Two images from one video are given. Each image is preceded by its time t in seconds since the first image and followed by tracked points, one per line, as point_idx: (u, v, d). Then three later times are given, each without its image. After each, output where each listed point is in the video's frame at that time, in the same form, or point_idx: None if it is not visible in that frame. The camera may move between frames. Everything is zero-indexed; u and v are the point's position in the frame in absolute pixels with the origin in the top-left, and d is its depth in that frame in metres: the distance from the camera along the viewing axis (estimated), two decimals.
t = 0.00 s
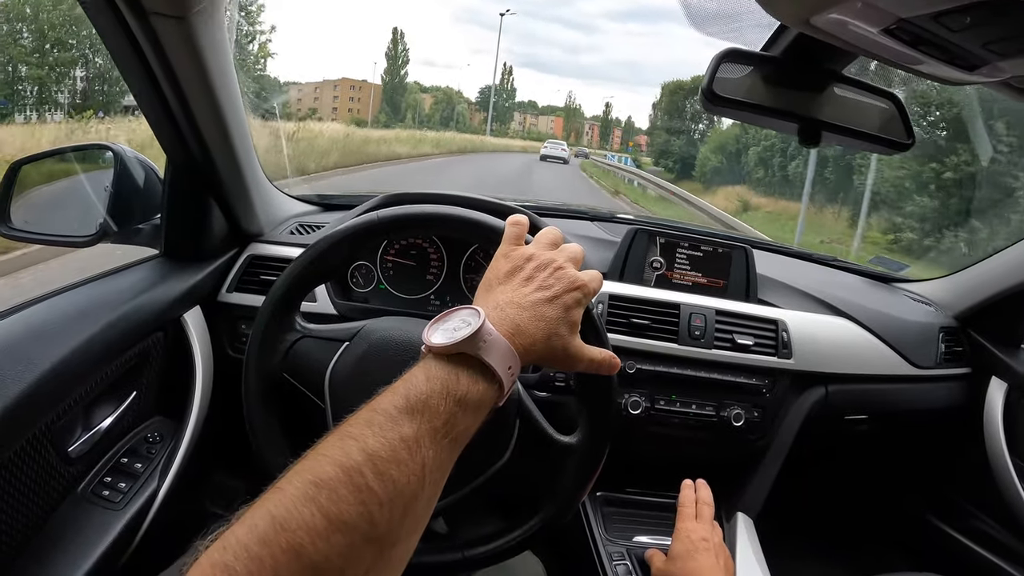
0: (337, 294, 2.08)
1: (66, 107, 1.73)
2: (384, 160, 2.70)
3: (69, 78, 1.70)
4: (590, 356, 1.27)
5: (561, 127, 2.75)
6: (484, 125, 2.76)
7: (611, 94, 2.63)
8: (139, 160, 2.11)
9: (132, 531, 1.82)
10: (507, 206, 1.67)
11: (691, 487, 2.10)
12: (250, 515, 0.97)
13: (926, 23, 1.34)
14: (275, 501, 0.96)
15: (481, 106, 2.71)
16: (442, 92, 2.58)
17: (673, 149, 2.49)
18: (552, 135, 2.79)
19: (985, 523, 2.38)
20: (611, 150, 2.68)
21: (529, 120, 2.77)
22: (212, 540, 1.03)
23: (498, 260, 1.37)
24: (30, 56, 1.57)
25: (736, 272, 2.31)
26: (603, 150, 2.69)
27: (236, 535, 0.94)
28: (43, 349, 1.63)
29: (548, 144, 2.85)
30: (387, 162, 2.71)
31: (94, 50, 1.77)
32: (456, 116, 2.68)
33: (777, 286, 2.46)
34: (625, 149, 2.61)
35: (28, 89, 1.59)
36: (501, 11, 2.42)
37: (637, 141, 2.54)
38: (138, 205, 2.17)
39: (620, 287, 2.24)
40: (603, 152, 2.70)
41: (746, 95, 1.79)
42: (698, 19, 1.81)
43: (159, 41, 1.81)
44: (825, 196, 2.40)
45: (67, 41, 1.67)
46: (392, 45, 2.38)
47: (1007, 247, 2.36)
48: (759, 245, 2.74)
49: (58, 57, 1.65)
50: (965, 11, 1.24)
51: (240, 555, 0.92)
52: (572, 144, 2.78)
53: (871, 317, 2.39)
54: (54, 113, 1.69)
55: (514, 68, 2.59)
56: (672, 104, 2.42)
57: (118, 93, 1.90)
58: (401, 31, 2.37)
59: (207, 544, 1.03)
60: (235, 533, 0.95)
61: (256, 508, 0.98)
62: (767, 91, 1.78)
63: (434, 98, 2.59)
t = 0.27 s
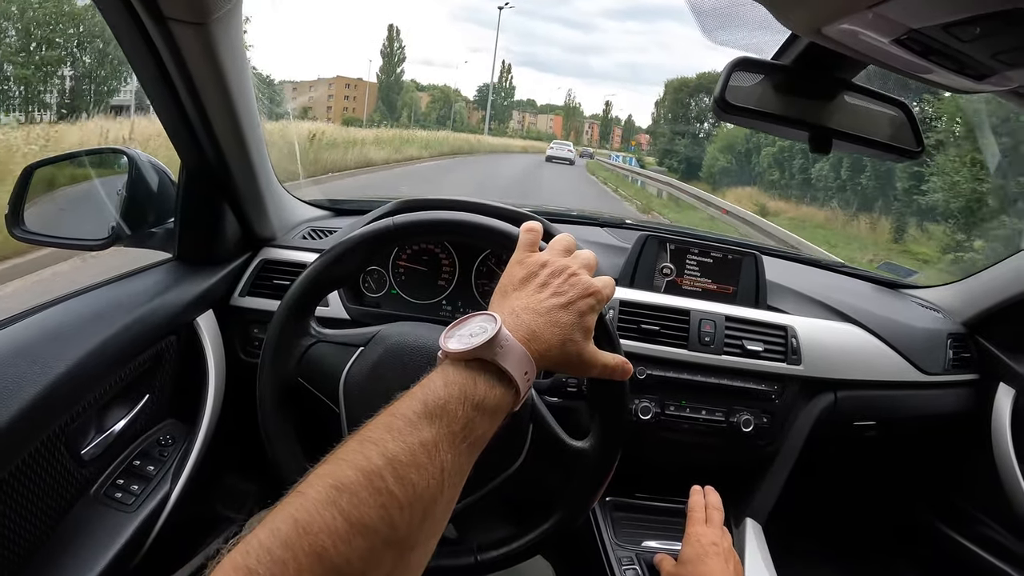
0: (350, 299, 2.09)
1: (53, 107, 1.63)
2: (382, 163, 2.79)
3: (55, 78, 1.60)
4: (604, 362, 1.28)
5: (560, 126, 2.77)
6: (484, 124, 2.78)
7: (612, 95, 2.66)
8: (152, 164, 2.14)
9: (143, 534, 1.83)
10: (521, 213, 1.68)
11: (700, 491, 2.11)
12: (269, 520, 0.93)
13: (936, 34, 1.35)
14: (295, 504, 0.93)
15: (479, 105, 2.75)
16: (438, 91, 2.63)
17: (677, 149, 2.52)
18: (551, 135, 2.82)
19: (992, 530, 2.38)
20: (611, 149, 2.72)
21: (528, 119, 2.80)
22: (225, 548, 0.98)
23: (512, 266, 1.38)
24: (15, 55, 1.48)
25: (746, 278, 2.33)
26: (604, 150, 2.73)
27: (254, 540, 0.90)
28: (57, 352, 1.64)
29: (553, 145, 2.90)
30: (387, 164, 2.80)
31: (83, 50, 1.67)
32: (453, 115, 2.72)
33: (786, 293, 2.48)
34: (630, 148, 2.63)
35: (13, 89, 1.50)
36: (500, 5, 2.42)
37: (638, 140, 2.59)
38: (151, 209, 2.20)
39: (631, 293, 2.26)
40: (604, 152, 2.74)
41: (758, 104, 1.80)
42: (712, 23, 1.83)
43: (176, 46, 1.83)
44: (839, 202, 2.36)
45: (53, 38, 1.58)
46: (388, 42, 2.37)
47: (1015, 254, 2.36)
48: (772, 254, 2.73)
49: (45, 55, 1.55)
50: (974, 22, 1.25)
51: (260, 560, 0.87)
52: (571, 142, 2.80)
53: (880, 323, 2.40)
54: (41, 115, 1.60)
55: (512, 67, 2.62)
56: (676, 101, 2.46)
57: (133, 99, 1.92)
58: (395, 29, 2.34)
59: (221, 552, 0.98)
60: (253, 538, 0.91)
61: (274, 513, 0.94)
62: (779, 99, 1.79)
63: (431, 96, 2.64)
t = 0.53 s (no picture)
0: (355, 298, 2.10)
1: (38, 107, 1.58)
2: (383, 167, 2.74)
3: (40, 77, 1.55)
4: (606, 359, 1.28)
5: (558, 124, 2.74)
6: (478, 122, 2.70)
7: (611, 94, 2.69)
8: (157, 164, 2.14)
9: (148, 531, 1.83)
10: (525, 212, 1.68)
11: (704, 491, 2.10)
12: (269, 516, 0.92)
13: (939, 31, 1.34)
14: (296, 501, 0.92)
15: (475, 103, 2.67)
16: (433, 88, 2.55)
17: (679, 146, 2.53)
18: (548, 133, 2.77)
19: (998, 531, 2.37)
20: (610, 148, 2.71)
21: (526, 117, 2.74)
22: (225, 545, 0.97)
23: (514, 265, 1.37)
24: None
25: (751, 277, 2.32)
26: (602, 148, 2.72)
27: (255, 537, 0.89)
28: (61, 351, 1.64)
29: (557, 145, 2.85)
30: (384, 168, 2.75)
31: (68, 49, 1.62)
32: (450, 114, 2.65)
33: (791, 292, 2.48)
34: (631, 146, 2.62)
35: None
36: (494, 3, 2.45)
37: (637, 138, 2.58)
38: (157, 209, 2.21)
39: (635, 292, 2.26)
40: (604, 151, 2.73)
41: (763, 101, 1.80)
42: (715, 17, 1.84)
43: (181, 46, 1.83)
44: (842, 201, 2.38)
45: (37, 36, 1.52)
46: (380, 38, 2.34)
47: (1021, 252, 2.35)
48: (775, 252, 2.73)
49: (29, 54, 1.50)
50: (978, 19, 1.25)
51: (260, 556, 0.86)
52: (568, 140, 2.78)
53: (886, 323, 2.39)
54: (25, 116, 1.55)
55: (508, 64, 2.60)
56: (677, 95, 2.47)
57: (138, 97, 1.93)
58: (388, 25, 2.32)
59: (220, 549, 0.97)
60: (254, 534, 0.90)
61: (274, 509, 0.93)
62: (783, 97, 1.79)
63: (425, 94, 2.56)
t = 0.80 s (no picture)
0: (357, 296, 2.09)
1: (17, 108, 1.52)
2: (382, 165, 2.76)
3: (20, 77, 1.50)
4: (607, 353, 1.28)
5: (552, 120, 2.82)
6: (471, 119, 2.72)
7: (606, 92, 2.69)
8: (159, 162, 2.14)
9: (150, 529, 1.83)
10: (527, 207, 1.68)
11: (710, 489, 2.09)
12: (268, 514, 0.91)
13: (944, 23, 1.33)
14: (294, 498, 0.91)
15: (467, 99, 2.67)
16: (425, 84, 2.56)
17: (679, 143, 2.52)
18: (542, 129, 2.86)
19: (1004, 528, 2.36)
20: (605, 143, 2.78)
21: (520, 113, 2.81)
22: (225, 543, 0.96)
23: (513, 259, 1.37)
24: None
25: (754, 273, 2.32)
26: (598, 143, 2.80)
27: (253, 534, 0.88)
28: (62, 349, 1.64)
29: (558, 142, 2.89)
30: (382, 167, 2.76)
31: (52, 46, 1.55)
32: (443, 110, 2.64)
33: (796, 288, 2.47)
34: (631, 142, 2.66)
35: None
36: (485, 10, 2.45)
37: (634, 134, 2.61)
38: (159, 207, 2.20)
39: (637, 288, 2.25)
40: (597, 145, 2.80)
41: (764, 96, 1.80)
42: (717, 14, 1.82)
43: (180, 42, 1.83)
44: (838, 196, 2.42)
45: (17, 35, 1.47)
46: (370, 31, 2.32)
47: None
48: (779, 247, 2.73)
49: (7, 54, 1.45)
50: (983, 10, 1.24)
51: (258, 554, 0.85)
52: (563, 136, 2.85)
53: (890, 319, 2.38)
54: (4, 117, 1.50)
55: (502, 59, 2.60)
56: (677, 91, 2.48)
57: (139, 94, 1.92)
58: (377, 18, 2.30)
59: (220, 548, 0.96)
60: (252, 531, 0.89)
61: (273, 507, 0.92)
62: (786, 91, 1.78)
63: (417, 91, 2.57)
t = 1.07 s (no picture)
0: (361, 297, 2.11)
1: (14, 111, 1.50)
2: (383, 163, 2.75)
3: None
4: (608, 351, 1.29)
5: (546, 116, 2.76)
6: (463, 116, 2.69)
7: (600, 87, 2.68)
8: (163, 164, 2.14)
9: (155, 529, 1.84)
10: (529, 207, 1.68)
11: (711, 488, 2.10)
12: (272, 513, 0.91)
13: (945, 23, 1.34)
14: (298, 496, 0.92)
15: (459, 94, 2.64)
16: (416, 79, 2.54)
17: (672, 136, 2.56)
18: (536, 125, 2.79)
19: (1007, 528, 2.35)
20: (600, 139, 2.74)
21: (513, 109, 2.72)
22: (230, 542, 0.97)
23: (514, 258, 1.37)
24: None
25: (757, 273, 2.33)
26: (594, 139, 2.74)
27: (257, 533, 0.88)
28: (67, 351, 1.65)
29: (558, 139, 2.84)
30: (383, 167, 2.76)
31: (23, 44, 1.48)
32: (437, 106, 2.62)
33: (799, 288, 2.47)
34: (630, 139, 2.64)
35: None
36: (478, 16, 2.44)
37: (631, 130, 2.61)
38: (162, 208, 2.20)
39: (640, 288, 2.25)
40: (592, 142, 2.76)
41: (766, 96, 1.80)
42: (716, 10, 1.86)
43: (183, 44, 1.83)
44: (837, 192, 2.45)
45: None
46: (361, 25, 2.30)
47: None
48: (780, 246, 2.73)
49: None
50: (984, 11, 1.24)
51: (263, 552, 0.86)
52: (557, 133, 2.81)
53: (892, 318, 2.38)
54: None
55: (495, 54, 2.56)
56: (677, 90, 2.47)
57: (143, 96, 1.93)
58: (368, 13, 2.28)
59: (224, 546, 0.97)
60: (257, 530, 0.89)
61: (277, 506, 0.93)
62: (788, 91, 1.78)
63: (408, 86, 2.54)
